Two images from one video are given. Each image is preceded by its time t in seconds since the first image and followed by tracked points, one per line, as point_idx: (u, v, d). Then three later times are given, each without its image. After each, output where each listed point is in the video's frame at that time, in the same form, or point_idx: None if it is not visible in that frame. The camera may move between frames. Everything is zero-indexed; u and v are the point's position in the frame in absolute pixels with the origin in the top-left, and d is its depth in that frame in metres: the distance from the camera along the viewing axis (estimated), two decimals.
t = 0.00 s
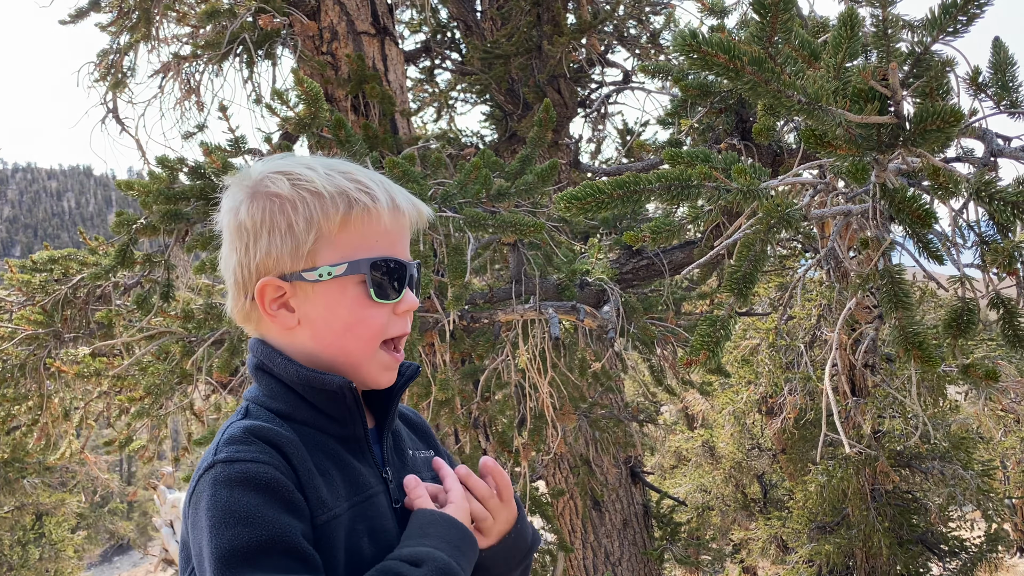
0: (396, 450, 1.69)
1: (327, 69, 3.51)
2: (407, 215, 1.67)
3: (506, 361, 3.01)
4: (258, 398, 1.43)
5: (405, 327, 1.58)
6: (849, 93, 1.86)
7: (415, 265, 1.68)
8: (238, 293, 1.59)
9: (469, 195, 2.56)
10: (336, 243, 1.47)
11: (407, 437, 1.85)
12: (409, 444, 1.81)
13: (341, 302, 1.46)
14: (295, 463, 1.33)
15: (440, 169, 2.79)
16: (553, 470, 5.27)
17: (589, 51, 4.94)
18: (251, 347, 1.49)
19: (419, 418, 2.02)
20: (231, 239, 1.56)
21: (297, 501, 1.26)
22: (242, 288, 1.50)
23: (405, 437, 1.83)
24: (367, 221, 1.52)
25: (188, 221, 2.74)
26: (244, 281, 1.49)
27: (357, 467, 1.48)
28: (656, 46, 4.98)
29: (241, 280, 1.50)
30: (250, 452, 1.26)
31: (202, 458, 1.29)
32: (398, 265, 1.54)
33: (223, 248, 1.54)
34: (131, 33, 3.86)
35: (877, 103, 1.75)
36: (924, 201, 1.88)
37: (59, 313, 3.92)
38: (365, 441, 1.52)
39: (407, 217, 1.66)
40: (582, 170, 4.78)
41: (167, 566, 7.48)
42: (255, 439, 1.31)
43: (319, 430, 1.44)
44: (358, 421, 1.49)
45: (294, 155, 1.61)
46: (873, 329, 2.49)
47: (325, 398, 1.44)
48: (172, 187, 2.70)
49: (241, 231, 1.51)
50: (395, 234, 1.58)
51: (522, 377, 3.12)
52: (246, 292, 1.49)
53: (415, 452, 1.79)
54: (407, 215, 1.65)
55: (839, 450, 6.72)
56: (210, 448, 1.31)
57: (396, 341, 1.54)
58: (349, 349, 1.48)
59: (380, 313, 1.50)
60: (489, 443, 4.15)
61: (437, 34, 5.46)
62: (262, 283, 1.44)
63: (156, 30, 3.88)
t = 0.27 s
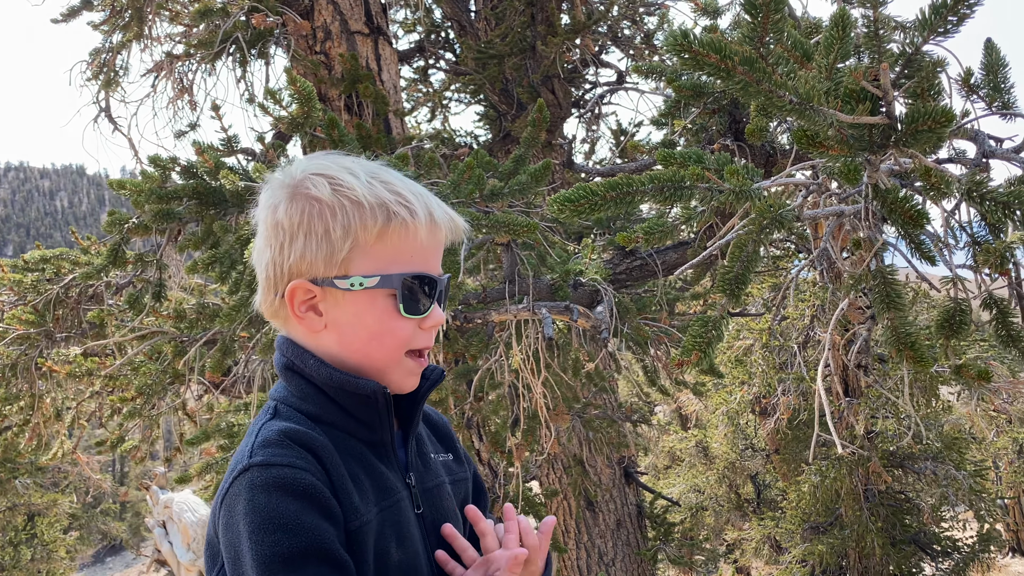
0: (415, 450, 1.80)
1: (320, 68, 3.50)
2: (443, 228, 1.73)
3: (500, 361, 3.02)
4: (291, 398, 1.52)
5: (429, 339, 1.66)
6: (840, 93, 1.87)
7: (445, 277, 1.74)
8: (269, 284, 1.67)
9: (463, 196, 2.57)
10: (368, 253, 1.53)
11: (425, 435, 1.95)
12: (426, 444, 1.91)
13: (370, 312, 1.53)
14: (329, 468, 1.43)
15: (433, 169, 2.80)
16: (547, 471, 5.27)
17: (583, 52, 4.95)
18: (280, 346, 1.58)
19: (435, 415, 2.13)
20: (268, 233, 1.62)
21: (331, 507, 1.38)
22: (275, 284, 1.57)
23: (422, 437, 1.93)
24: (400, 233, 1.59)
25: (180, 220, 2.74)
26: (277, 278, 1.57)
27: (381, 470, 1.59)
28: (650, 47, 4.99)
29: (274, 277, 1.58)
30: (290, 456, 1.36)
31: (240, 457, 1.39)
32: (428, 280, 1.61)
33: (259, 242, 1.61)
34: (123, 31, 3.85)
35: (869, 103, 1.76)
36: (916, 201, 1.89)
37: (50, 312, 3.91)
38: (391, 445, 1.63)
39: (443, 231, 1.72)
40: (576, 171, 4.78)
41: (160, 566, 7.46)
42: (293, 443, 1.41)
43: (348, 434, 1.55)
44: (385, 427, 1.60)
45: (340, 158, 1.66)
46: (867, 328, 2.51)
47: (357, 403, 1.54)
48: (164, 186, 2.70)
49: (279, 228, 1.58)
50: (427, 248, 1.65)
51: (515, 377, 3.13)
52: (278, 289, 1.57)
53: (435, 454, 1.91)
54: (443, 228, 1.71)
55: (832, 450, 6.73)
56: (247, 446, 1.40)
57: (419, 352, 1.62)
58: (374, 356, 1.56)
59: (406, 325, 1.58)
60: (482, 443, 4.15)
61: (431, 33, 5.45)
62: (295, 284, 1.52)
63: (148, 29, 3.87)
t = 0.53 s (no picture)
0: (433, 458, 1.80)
1: (309, 68, 3.50)
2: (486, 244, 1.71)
3: (488, 362, 3.02)
4: (306, 396, 1.54)
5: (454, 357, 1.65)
6: (826, 96, 1.88)
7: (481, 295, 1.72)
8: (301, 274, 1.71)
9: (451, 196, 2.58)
10: (396, 263, 1.54)
11: (449, 439, 1.95)
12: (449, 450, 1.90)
13: (392, 323, 1.54)
14: (331, 476, 1.44)
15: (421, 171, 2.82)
16: (536, 472, 5.28)
17: (574, 53, 4.96)
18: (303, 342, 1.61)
19: (467, 415, 2.12)
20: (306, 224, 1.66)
21: (329, 518, 1.39)
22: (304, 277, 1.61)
23: (445, 442, 1.93)
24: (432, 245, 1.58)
25: (167, 220, 2.73)
26: (308, 271, 1.60)
27: (389, 479, 1.59)
28: (641, 49, 5.00)
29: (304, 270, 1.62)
30: (293, 461, 1.37)
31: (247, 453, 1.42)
32: (456, 299, 1.60)
33: (295, 231, 1.65)
34: (112, 30, 3.83)
35: (854, 107, 1.79)
36: (901, 204, 1.93)
37: (37, 312, 3.89)
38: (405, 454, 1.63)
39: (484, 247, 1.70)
40: (566, 172, 4.78)
41: (149, 567, 7.45)
42: (297, 446, 1.42)
43: (358, 440, 1.56)
44: (397, 436, 1.60)
45: (387, 161, 1.68)
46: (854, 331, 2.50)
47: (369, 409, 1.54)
48: (151, 186, 2.68)
49: (315, 221, 1.61)
50: (461, 264, 1.63)
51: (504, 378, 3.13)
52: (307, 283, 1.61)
53: (455, 462, 1.90)
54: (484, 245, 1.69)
55: (821, 452, 6.75)
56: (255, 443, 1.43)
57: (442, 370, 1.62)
58: (393, 366, 1.57)
59: (428, 341, 1.58)
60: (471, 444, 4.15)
61: (423, 34, 5.45)
62: (322, 283, 1.54)
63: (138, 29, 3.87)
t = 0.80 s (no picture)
0: (450, 475, 1.76)
1: (295, 69, 3.49)
2: (482, 238, 1.62)
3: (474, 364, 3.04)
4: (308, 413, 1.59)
5: (454, 365, 1.59)
6: (807, 100, 1.92)
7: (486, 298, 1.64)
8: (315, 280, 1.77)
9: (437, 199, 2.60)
10: (379, 264, 1.52)
11: (475, 453, 1.90)
12: (474, 466, 1.86)
13: (379, 328, 1.53)
14: (320, 499, 1.47)
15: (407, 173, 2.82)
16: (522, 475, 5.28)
17: (562, 56, 4.98)
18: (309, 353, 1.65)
19: (503, 429, 2.05)
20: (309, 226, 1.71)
21: (312, 542, 1.42)
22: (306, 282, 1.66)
23: (470, 457, 1.89)
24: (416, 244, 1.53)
25: (151, 220, 2.72)
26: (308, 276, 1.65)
27: (392, 503, 1.58)
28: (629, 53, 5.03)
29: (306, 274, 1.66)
30: (278, 486, 1.42)
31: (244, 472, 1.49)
32: (447, 301, 1.53)
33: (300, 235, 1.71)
34: (97, 29, 3.82)
35: (834, 112, 1.83)
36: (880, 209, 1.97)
37: (19, 312, 3.87)
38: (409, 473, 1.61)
39: (479, 241, 1.61)
40: (554, 175, 4.78)
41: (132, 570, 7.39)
42: (288, 470, 1.47)
43: (357, 460, 1.57)
44: (397, 455, 1.58)
45: (379, 155, 1.67)
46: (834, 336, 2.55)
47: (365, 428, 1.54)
48: (134, 186, 2.67)
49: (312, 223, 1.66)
50: (451, 261, 1.56)
51: (489, 380, 3.15)
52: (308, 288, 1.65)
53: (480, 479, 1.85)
54: (478, 240, 1.60)
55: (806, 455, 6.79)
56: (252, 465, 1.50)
57: (438, 379, 1.56)
58: (387, 376, 1.55)
59: (421, 348, 1.54)
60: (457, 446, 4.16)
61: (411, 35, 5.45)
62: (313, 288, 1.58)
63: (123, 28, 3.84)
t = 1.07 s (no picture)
0: (450, 472, 1.68)
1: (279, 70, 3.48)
2: (408, 184, 1.61)
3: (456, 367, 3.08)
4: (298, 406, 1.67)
5: (405, 330, 1.55)
6: (784, 109, 1.93)
7: (429, 252, 1.59)
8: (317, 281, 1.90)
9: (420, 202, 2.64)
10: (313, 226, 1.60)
11: (491, 449, 1.78)
12: (488, 463, 1.75)
13: (324, 296, 1.58)
14: (290, 493, 1.50)
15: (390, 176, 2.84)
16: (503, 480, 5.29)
17: (547, 61, 5.02)
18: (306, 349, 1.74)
19: (535, 425, 1.91)
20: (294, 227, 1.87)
21: (277, 532, 1.47)
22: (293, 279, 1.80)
23: (488, 454, 1.78)
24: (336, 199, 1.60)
25: (131, 221, 2.72)
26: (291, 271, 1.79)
27: (374, 499, 1.56)
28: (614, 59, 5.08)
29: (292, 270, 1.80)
30: (245, 479, 1.48)
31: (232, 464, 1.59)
32: (373, 255, 1.53)
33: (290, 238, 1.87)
34: (79, 29, 3.81)
35: (810, 120, 1.83)
36: (856, 216, 2.02)
37: None
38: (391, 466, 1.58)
39: (404, 187, 1.60)
40: (538, 179, 4.80)
41: (108, 572, 7.34)
42: (262, 465, 1.53)
43: (335, 453, 1.59)
44: (371, 447, 1.56)
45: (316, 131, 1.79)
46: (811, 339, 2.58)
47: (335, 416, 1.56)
48: (114, 187, 2.67)
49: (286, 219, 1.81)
50: (375, 213, 1.58)
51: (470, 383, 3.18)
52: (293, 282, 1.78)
53: (495, 479, 1.73)
54: (400, 184, 1.59)
55: (787, 460, 6.83)
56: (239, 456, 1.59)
57: (385, 346, 1.54)
58: (338, 348, 1.58)
59: (362, 314, 1.55)
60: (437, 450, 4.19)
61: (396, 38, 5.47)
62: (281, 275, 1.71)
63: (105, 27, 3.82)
